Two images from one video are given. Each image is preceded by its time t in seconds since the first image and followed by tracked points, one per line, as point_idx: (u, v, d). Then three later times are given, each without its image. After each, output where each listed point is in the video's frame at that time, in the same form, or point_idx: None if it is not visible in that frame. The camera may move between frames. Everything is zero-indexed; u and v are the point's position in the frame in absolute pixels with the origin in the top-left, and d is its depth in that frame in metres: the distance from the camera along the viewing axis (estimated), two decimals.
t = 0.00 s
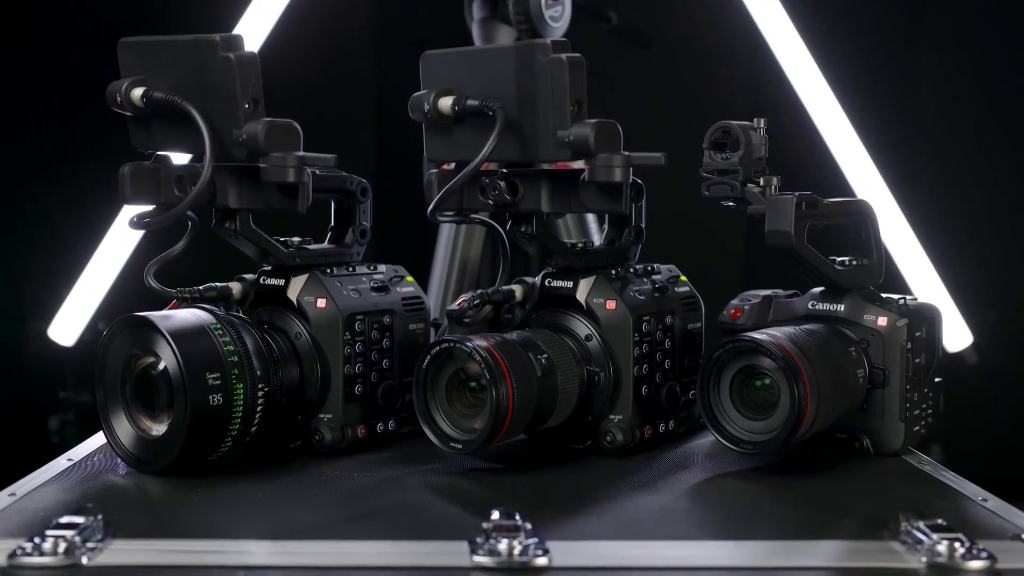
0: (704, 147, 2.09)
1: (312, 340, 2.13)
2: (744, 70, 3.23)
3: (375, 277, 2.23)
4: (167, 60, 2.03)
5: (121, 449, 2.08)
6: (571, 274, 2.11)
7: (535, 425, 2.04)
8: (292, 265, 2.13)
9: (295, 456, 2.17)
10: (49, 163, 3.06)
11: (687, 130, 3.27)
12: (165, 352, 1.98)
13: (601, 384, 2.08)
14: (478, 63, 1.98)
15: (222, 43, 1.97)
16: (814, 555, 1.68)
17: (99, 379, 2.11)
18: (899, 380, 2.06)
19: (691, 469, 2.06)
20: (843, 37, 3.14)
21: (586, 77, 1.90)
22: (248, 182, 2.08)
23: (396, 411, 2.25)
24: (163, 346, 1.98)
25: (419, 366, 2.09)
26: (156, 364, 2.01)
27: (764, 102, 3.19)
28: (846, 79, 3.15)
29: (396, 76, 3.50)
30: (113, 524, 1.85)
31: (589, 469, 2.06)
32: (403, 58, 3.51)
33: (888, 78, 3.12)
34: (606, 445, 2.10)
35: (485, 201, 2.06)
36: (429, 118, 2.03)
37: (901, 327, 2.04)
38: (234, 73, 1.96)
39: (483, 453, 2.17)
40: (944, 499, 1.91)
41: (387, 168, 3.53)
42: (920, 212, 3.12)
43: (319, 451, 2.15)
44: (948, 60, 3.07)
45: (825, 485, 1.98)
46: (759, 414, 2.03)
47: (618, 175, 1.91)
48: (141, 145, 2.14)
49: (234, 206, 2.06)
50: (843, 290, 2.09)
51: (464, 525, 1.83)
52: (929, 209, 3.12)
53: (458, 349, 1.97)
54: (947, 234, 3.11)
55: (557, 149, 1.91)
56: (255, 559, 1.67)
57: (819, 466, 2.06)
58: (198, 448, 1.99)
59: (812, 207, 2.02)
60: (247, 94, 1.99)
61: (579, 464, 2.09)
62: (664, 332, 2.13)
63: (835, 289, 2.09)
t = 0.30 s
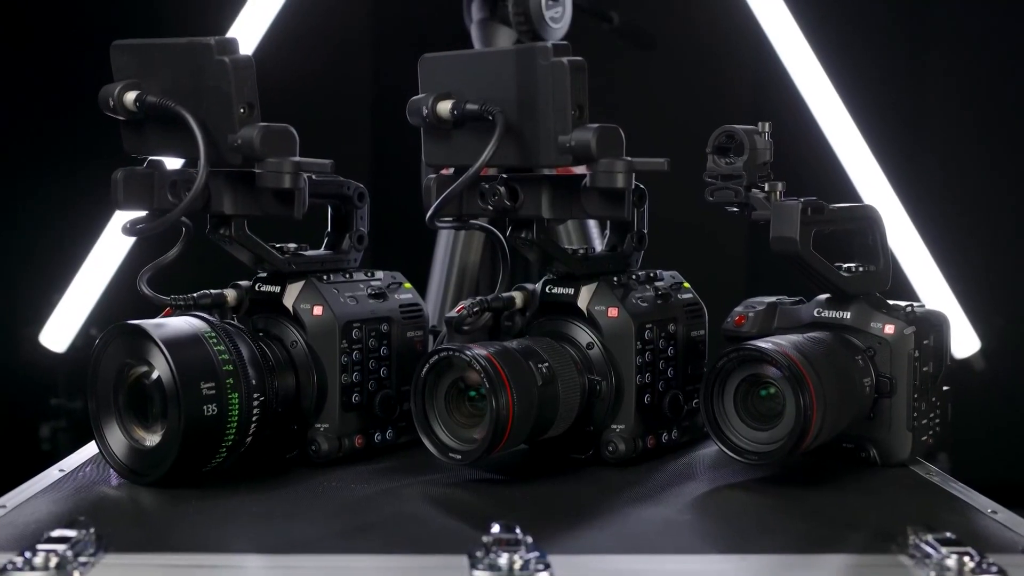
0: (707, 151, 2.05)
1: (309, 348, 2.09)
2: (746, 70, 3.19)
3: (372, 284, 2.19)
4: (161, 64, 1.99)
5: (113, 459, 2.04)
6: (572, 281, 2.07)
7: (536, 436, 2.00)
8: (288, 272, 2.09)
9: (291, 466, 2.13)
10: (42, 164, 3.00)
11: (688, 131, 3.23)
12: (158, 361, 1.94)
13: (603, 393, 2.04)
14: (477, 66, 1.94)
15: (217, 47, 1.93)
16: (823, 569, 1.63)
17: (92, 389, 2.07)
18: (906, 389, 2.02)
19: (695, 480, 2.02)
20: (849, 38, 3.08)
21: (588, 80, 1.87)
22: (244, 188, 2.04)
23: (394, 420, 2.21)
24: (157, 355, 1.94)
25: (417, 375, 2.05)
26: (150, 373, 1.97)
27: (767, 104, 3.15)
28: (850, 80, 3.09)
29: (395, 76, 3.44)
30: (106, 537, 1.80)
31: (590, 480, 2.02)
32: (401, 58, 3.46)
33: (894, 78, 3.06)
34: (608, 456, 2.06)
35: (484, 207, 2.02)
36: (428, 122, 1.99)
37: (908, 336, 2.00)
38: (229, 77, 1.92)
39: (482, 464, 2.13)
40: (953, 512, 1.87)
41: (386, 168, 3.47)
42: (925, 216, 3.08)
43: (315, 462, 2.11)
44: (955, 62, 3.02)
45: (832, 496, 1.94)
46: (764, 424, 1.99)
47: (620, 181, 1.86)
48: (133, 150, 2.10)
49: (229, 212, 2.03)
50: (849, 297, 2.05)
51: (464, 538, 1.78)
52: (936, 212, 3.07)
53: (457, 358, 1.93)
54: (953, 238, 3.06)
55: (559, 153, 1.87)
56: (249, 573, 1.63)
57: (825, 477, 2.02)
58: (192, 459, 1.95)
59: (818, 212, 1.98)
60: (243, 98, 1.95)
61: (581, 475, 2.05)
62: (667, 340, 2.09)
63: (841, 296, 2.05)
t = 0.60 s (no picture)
0: (711, 155, 2.02)
1: (305, 356, 2.05)
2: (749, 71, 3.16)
3: (370, 290, 2.15)
4: (154, 67, 1.95)
5: (106, 469, 2.00)
6: (574, 287, 2.03)
7: (536, 445, 1.96)
8: (284, 278, 2.06)
9: (287, 477, 2.09)
10: (33, 166, 2.96)
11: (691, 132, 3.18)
12: (151, 369, 1.90)
13: (605, 401, 2.00)
14: (477, 69, 1.90)
15: (211, 50, 1.89)
16: None
17: (83, 398, 2.03)
18: (913, 398, 1.98)
19: (698, 490, 1.98)
20: (851, 35, 2.98)
21: (590, 83, 1.83)
22: (239, 194, 2.00)
23: (391, 429, 2.17)
24: (151, 363, 1.90)
25: (415, 383, 2.01)
26: (143, 382, 1.93)
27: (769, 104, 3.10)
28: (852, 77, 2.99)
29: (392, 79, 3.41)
30: (99, 549, 1.76)
31: (592, 490, 1.98)
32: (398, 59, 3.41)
33: (898, 73, 2.96)
34: (609, 466, 2.02)
35: (484, 212, 1.98)
36: (426, 126, 1.96)
37: (916, 343, 1.97)
38: (224, 80, 1.88)
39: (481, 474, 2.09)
40: (962, 523, 1.83)
41: (382, 173, 3.44)
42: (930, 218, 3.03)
43: (311, 472, 2.07)
44: (962, 59, 2.93)
45: (839, 506, 1.90)
46: (769, 433, 1.96)
47: (622, 186, 1.83)
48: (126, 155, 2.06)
49: (224, 218, 2.00)
50: (855, 304, 2.02)
51: (464, 551, 1.74)
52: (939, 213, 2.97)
53: (456, 366, 1.90)
54: (958, 241, 2.97)
55: (559, 158, 1.84)
56: None
57: (831, 486, 1.98)
58: (186, 469, 1.91)
59: (823, 218, 1.94)
60: (238, 101, 1.91)
61: (583, 486, 2.01)
62: (670, 348, 2.06)
63: (847, 303, 2.01)
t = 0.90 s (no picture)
0: (715, 160, 1.98)
1: (301, 364, 2.01)
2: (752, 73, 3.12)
3: (368, 297, 2.12)
4: (148, 70, 1.91)
5: (99, 481, 1.96)
6: (574, 295, 2.00)
7: (537, 455, 1.93)
8: (280, 285, 2.02)
9: (283, 487, 2.05)
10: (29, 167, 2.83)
11: (694, 134, 3.13)
12: (145, 379, 1.87)
13: (607, 411, 1.97)
14: (477, 73, 1.87)
15: (206, 53, 1.85)
16: None
17: (76, 408, 1.99)
18: (920, 407, 1.95)
19: (702, 501, 1.94)
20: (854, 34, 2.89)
21: (592, 88, 1.80)
22: (235, 199, 1.96)
23: (390, 438, 2.14)
24: (144, 373, 1.87)
25: (414, 393, 1.98)
26: (136, 392, 1.89)
27: (771, 105, 3.04)
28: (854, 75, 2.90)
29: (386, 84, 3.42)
30: (91, 562, 1.72)
31: (594, 501, 1.95)
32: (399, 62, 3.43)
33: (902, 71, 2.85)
34: (611, 476, 1.99)
35: (484, 218, 1.95)
36: (425, 131, 1.92)
37: (923, 351, 1.93)
38: (219, 84, 1.84)
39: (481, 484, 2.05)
40: (970, 535, 1.79)
41: (380, 178, 3.46)
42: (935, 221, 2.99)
43: (308, 482, 2.03)
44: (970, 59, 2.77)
45: (845, 517, 1.87)
46: (774, 444, 1.92)
47: (625, 193, 1.79)
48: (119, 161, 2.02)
49: (219, 224, 1.96)
50: (861, 311, 1.98)
51: (464, 563, 1.70)
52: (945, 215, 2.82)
53: (455, 375, 1.86)
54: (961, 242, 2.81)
55: (560, 164, 1.80)
56: None
57: (837, 496, 1.95)
58: (181, 480, 1.87)
59: (829, 224, 1.91)
60: (234, 106, 1.87)
61: (584, 496, 1.98)
62: (673, 356, 2.02)
63: (853, 310, 1.98)
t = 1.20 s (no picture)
0: (719, 166, 1.94)
1: (297, 374, 1.98)
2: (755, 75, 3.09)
3: (365, 305, 2.08)
4: (142, 76, 1.87)
5: (91, 493, 1.93)
6: (575, 303, 1.96)
7: (538, 466, 1.89)
8: (276, 294, 1.98)
9: (279, 499, 2.01)
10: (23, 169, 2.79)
11: (695, 137, 3.10)
12: (139, 390, 1.83)
13: (609, 421, 1.93)
14: (476, 77, 1.83)
15: (201, 58, 1.81)
16: None
17: (68, 419, 1.95)
18: (928, 417, 1.91)
19: (706, 513, 1.90)
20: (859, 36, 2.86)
21: (594, 93, 1.76)
22: (230, 207, 1.93)
23: (387, 449, 2.10)
24: (138, 383, 1.83)
25: (412, 403, 1.94)
26: (130, 403, 1.86)
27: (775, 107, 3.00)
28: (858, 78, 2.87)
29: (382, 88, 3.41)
30: None
31: (596, 513, 1.91)
32: (398, 65, 3.43)
33: (907, 72, 2.82)
34: (613, 487, 1.95)
35: (483, 226, 1.91)
36: (423, 137, 1.88)
37: (931, 360, 1.90)
38: (214, 89, 1.80)
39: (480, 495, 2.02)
40: (980, 548, 1.76)
41: (377, 182, 3.44)
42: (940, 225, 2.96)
43: (304, 494, 2.00)
44: (973, 59, 2.75)
45: (852, 529, 1.83)
46: (779, 455, 1.88)
47: (627, 201, 1.76)
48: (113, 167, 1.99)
49: (213, 231, 1.93)
50: (868, 320, 1.94)
51: None
52: (950, 217, 2.79)
53: (455, 386, 1.83)
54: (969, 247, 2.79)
55: (562, 171, 1.77)
56: None
57: (843, 508, 1.91)
58: (175, 493, 1.83)
59: (835, 231, 1.87)
60: (229, 112, 1.83)
61: (586, 508, 1.94)
62: (676, 365, 1.99)
63: (859, 318, 1.94)
